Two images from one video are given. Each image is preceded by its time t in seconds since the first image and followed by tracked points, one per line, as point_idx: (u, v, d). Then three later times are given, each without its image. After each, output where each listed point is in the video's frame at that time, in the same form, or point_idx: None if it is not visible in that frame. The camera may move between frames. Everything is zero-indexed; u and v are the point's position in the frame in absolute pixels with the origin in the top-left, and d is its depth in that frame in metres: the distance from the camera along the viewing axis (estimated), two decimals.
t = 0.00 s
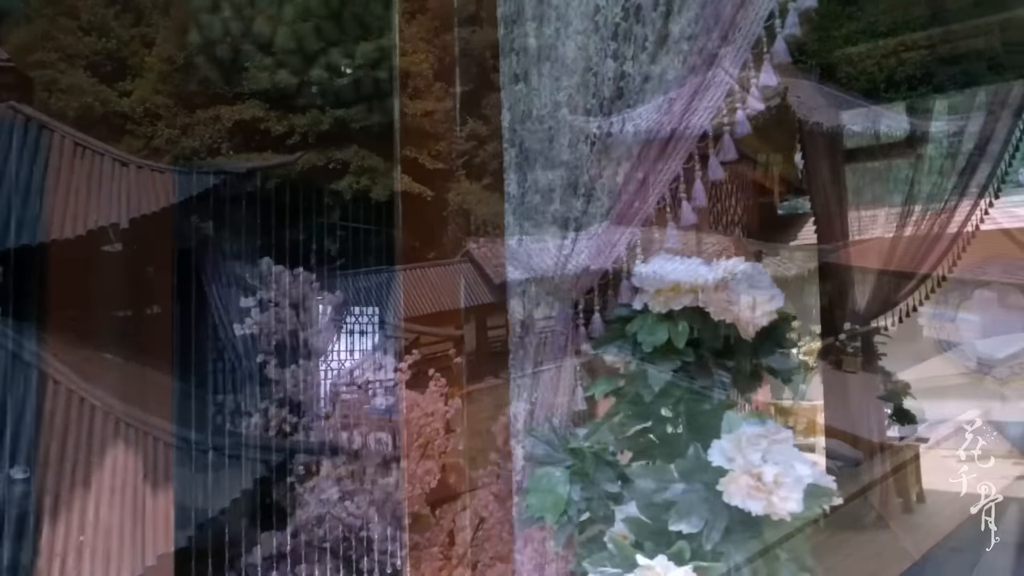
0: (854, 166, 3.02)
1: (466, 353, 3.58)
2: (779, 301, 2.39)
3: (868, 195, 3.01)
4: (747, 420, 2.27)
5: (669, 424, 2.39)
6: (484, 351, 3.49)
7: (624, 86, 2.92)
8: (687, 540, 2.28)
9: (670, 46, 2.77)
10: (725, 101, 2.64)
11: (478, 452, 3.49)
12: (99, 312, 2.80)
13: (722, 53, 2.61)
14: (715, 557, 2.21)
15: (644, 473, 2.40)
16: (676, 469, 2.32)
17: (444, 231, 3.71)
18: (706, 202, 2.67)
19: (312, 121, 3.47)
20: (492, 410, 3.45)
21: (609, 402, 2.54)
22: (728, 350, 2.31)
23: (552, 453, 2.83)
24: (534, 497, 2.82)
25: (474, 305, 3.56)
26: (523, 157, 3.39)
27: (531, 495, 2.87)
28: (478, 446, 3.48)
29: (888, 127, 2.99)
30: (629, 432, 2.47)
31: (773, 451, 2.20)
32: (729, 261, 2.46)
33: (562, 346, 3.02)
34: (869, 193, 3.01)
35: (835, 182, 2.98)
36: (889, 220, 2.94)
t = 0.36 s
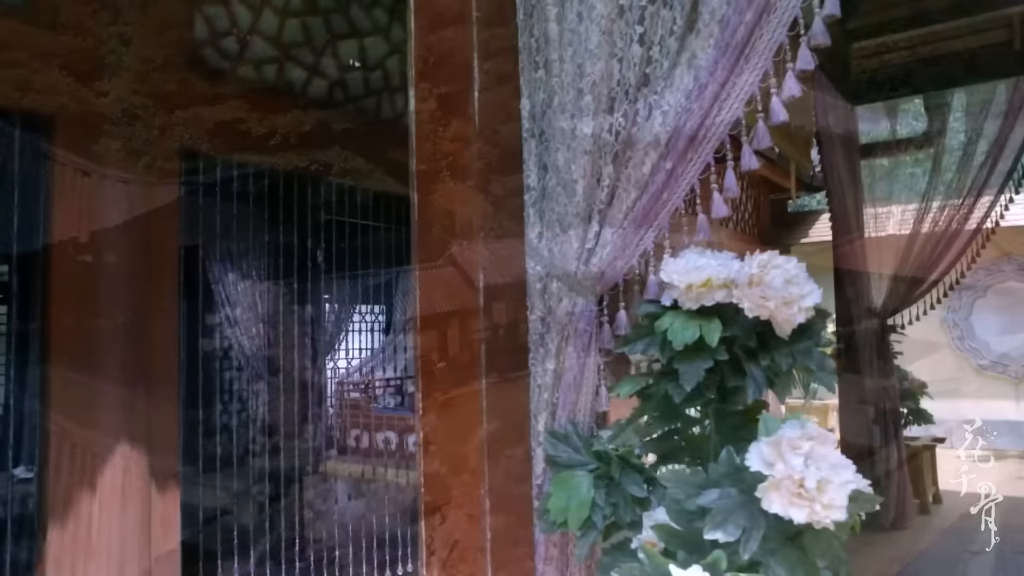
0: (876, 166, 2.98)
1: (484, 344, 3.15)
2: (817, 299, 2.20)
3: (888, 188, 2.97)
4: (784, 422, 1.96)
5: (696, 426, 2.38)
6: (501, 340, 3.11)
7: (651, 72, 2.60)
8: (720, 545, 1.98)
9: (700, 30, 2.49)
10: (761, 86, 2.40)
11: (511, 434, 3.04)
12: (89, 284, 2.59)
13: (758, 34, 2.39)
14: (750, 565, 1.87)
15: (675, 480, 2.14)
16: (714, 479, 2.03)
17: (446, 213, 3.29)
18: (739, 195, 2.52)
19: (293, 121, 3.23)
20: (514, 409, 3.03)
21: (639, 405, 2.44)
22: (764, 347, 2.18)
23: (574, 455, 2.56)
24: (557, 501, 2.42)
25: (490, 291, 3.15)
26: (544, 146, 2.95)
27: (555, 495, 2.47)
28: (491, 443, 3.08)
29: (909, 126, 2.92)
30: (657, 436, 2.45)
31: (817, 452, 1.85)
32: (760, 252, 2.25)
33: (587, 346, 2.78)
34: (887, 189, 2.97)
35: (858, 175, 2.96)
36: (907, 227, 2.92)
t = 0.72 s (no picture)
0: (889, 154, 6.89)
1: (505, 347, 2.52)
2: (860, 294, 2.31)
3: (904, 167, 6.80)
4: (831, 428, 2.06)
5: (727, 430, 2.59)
6: (521, 341, 2.59)
7: (679, 58, 2.57)
8: (765, 558, 2.08)
9: (733, 12, 2.45)
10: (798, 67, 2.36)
11: (537, 442, 2.61)
12: (117, 314, 4.34)
13: (794, 17, 2.33)
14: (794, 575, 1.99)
15: (711, 486, 2.24)
16: (753, 487, 2.17)
17: (458, 213, 2.68)
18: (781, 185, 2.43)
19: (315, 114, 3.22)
20: (536, 414, 2.63)
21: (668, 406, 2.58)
22: (803, 346, 2.34)
23: (599, 461, 2.54)
24: (583, 507, 2.39)
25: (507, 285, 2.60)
26: (566, 136, 2.90)
27: (578, 502, 2.41)
28: (511, 462, 2.48)
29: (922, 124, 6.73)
30: (684, 440, 2.64)
31: (866, 460, 1.95)
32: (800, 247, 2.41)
33: (612, 344, 2.73)
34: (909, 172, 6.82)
35: (869, 169, 6.20)
36: (935, 206, 6.56)
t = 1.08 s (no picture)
0: (906, 149, 6.40)
1: (530, 345, 2.31)
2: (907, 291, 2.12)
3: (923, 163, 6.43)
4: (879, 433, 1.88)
5: (764, 434, 2.40)
6: (544, 340, 2.37)
7: (713, 40, 2.36)
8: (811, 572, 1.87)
9: None
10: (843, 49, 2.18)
11: (561, 445, 2.39)
12: (123, 310, 4.19)
13: None
14: None
15: (750, 492, 2.03)
16: (797, 494, 1.96)
17: (477, 205, 2.46)
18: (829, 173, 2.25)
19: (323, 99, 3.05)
20: (559, 414, 2.41)
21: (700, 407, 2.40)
22: (846, 344, 2.14)
23: (627, 465, 2.32)
24: (611, 513, 2.17)
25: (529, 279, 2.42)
26: (592, 125, 2.64)
27: (604, 508, 2.20)
28: (534, 466, 2.26)
29: (941, 119, 6.34)
30: (716, 443, 2.46)
31: (922, 467, 1.75)
32: (842, 241, 2.23)
33: (640, 342, 2.51)
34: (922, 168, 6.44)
35: (887, 164, 5.70)
36: (954, 202, 6.38)
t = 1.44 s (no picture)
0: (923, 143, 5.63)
1: (557, 343, 1.99)
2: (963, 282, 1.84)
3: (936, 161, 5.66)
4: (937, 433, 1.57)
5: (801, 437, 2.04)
6: (571, 338, 2.07)
7: (750, 20, 2.11)
8: None
9: None
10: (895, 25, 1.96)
11: (587, 447, 2.08)
12: (127, 308, 4.02)
13: None
14: None
15: (796, 498, 1.71)
16: (847, 502, 1.63)
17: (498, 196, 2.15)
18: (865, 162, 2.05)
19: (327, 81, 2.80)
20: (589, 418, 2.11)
21: (733, 409, 2.08)
22: (894, 341, 1.83)
23: (658, 468, 2.02)
24: (641, 519, 1.87)
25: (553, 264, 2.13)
26: (620, 110, 2.30)
27: (633, 515, 1.91)
28: (561, 472, 1.97)
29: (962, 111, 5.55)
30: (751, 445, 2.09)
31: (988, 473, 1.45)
32: (892, 232, 1.94)
33: (672, 339, 2.23)
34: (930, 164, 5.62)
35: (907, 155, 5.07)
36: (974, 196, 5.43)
